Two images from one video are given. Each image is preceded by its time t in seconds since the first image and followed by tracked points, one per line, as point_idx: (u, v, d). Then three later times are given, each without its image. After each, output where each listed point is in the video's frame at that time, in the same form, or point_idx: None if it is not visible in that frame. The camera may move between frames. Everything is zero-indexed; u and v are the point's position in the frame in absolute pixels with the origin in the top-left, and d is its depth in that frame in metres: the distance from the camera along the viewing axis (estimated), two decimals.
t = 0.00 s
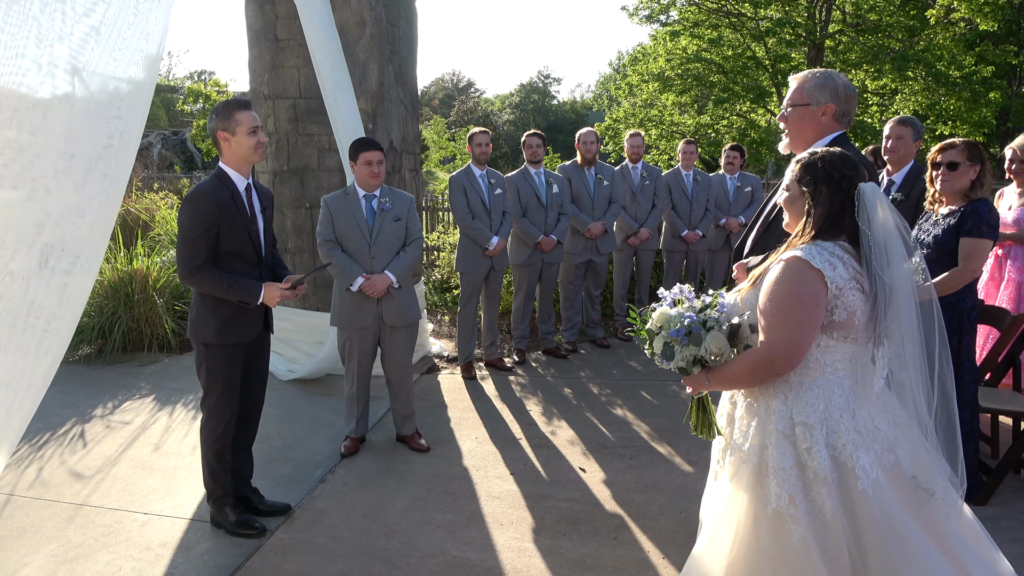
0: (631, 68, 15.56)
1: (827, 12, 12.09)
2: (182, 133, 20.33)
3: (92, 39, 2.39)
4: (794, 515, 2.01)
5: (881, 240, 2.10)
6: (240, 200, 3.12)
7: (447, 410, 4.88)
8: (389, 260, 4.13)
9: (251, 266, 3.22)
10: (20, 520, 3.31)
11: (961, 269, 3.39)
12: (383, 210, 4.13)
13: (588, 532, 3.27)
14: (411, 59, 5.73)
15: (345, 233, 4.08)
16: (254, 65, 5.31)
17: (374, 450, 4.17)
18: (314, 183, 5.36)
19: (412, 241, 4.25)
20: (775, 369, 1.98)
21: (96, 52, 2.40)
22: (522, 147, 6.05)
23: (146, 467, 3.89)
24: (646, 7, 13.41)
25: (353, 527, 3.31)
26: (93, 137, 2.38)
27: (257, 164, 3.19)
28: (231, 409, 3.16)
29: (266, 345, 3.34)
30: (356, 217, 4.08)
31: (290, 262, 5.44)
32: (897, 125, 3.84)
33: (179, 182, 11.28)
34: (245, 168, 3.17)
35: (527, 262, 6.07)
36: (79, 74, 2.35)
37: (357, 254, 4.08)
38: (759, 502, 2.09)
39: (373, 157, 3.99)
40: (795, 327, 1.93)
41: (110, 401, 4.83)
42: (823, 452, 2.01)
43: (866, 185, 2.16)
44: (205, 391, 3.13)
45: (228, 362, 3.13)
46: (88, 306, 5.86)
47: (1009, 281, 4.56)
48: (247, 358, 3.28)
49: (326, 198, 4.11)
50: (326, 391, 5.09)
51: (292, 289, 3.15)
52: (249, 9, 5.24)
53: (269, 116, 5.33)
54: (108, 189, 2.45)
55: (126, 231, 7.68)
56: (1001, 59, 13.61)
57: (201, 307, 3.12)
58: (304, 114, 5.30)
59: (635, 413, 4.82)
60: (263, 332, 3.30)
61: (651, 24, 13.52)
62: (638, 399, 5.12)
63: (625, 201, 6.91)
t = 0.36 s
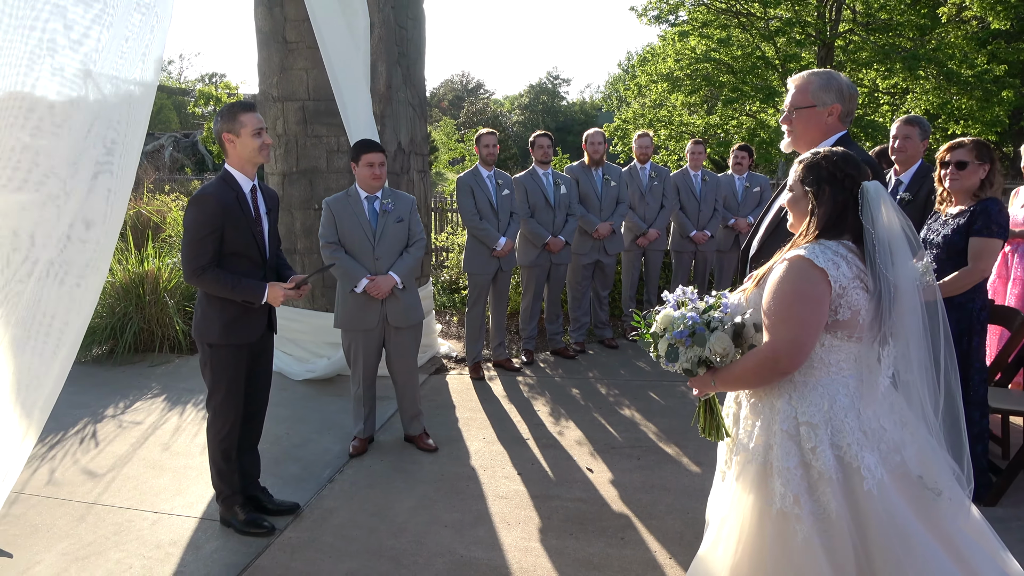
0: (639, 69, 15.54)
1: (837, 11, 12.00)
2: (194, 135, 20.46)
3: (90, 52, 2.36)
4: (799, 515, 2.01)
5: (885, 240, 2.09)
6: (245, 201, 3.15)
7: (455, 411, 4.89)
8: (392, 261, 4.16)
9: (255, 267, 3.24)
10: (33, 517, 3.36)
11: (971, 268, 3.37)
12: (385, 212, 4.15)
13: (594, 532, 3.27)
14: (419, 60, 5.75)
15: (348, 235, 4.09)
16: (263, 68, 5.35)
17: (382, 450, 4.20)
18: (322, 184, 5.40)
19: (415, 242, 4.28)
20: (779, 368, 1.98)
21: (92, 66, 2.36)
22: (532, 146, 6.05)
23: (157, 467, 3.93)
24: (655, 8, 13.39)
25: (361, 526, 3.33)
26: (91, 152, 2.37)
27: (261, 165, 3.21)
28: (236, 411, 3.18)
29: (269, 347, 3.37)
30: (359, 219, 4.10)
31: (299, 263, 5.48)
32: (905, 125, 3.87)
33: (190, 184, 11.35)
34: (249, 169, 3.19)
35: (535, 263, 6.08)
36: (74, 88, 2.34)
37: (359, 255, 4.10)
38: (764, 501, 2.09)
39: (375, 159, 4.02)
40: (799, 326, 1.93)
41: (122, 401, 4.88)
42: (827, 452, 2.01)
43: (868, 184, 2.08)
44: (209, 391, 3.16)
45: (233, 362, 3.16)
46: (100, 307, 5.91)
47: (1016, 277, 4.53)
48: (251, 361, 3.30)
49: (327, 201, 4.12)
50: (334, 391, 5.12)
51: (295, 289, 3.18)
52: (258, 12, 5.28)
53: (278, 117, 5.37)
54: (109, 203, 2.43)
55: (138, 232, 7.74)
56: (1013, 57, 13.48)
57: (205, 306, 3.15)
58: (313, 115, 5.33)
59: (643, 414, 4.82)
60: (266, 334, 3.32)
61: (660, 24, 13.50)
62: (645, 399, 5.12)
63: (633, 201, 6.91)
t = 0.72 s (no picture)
0: (649, 68, 15.50)
1: (848, 9, 11.95)
2: (205, 137, 20.60)
3: (64, 60, 2.23)
4: (803, 513, 2.02)
5: (889, 238, 2.08)
6: (253, 206, 3.18)
7: (464, 411, 4.90)
8: (398, 263, 4.18)
9: (259, 270, 3.26)
10: (47, 517, 3.40)
11: (979, 266, 3.35)
12: (390, 213, 4.17)
13: (603, 531, 3.28)
14: (427, 62, 5.77)
15: (353, 236, 4.11)
16: (273, 71, 5.39)
17: (392, 450, 4.22)
18: (332, 186, 5.43)
19: (421, 243, 4.30)
20: (783, 366, 1.98)
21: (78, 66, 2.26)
22: (543, 146, 6.04)
23: (169, 467, 3.96)
24: (664, 7, 13.36)
25: (370, 526, 3.35)
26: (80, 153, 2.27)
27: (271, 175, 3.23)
28: (241, 412, 3.20)
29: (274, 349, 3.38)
30: (365, 220, 4.12)
31: (309, 264, 5.51)
32: (913, 124, 3.89)
33: (202, 186, 11.43)
34: (261, 176, 3.22)
35: (544, 263, 6.08)
36: (47, 100, 2.18)
37: (366, 257, 4.12)
38: (769, 500, 2.10)
39: (380, 161, 4.03)
40: (801, 324, 1.93)
41: (134, 402, 4.92)
42: (831, 451, 2.01)
43: (867, 179, 2.07)
44: (214, 392, 3.19)
45: (238, 364, 3.19)
46: (113, 309, 5.97)
47: None
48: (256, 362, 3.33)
49: (332, 203, 4.14)
50: (344, 391, 5.14)
51: (298, 296, 3.19)
52: (268, 15, 5.32)
53: (288, 120, 5.40)
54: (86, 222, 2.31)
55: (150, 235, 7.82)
56: None
57: (210, 309, 3.19)
58: (322, 118, 5.35)
59: (652, 414, 4.82)
60: (271, 335, 3.34)
61: (669, 24, 13.47)
62: (655, 399, 5.11)
63: (642, 201, 6.90)
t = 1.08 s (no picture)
0: (655, 69, 15.49)
1: (855, 9, 11.92)
2: (214, 138, 20.69)
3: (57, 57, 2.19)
4: (794, 510, 2.06)
5: (883, 240, 2.05)
6: (250, 205, 3.20)
7: (469, 411, 4.92)
8: (404, 263, 4.20)
9: (259, 271, 3.28)
10: (55, 515, 3.43)
11: (984, 266, 3.34)
12: (397, 214, 4.19)
13: (607, 531, 3.28)
14: (433, 63, 5.79)
15: (359, 237, 4.13)
16: (280, 72, 5.41)
17: (397, 450, 4.23)
18: (338, 186, 5.46)
19: (427, 243, 4.30)
20: (769, 363, 2.02)
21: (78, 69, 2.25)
22: (549, 146, 6.04)
23: (175, 466, 3.99)
24: (671, 8, 13.35)
25: (375, 525, 3.36)
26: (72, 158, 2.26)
27: (268, 171, 3.25)
28: (246, 411, 3.23)
29: (279, 348, 3.38)
30: (372, 221, 4.14)
31: (315, 265, 5.54)
32: (918, 125, 3.91)
33: (211, 187, 11.48)
34: (257, 175, 3.24)
35: (549, 263, 6.08)
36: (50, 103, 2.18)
37: (370, 258, 4.14)
38: (764, 497, 2.15)
39: (386, 163, 4.05)
40: (788, 323, 1.97)
41: (142, 401, 4.96)
42: (820, 450, 2.04)
43: (860, 183, 2.04)
44: (219, 391, 3.21)
45: (241, 363, 3.20)
46: (121, 309, 6.01)
47: None
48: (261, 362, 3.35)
49: (338, 204, 4.16)
50: (349, 391, 5.17)
51: (302, 292, 3.20)
52: (275, 17, 5.34)
53: (294, 121, 5.43)
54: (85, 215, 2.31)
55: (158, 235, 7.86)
56: None
57: (213, 310, 3.20)
58: (328, 118, 5.38)
59: (657, 414, 4.82)
60: (276, 334, 3.35)
61: (676, 24, 13.46)
62: (660, 399, 5.12)
63: (648, 201, 6.91)
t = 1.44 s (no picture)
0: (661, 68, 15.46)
1: (862, 6, 11.88)
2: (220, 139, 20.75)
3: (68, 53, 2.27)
4: (788, 503, 2.11)
5: (881, 245, 2.00)
6: (246, 207, 3.20)
7: (475, 410, 4.92)
8: (410, 264, 4.20)
9: (260, 273, 3.29)
10: (63, 514, 3.45)
11: (993, 264, 3.32)
12: (401, 214, 4.19)
13: (613, 530, 3.28)
14: (439, 63, 5.79)
15: (365, 238, 4.13)
16: (286, 73, 5.43)
17: (403, 450, 4.23)
18: (344, 187, 5.48)
19: (431, 243, 4.31)
20: (757, 360, 2.09)
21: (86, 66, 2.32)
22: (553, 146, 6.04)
23: (183, 465, 4.01)
24: (676, 7, 13.33)
25: (381, 523, 3.37)
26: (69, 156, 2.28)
27: (262, 172, 3.25)
28: (250, 413, 3.23)
29: (283, 348, 3.39)
30: (376, 222, 4.14)
31: (321, 265, 5.56)
32: (924, 125, 3.88)
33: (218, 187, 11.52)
34: (253, 175, 3.25)
35: (554, 263, 6.08)
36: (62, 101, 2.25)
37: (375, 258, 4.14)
38: (761, 490, 2.19)
39: (392, 163, 4.06)
40: (772, 321, 2.02)
41: (149, 401, 4.98)
42: (810, 444, 2.08)
43: (852, 190, 2.01)
44: (223, 392, 3.22)
45: (244, 365, 3.21)
46: (129, 310, 6.04)
47: None
48: (266, 363, 3.36)
49: (344, 204, 4.16)
50: (355, 390, 5.18)
51: (298, 299, 3.21)
52: (280, 18, 5.36)
53: (300, 122, 5.44)
54: (85, 213, 2.35)
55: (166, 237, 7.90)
56: None
57: (215, 313, 3.21)
58: (334, 119, 5.40)
59: (664, 413, 4.81)
60: (281, 335, 3.37)
61: (681, 23, 13.42)
62: (666, 398, 5.11)
63: (654, 201, 6.90)
